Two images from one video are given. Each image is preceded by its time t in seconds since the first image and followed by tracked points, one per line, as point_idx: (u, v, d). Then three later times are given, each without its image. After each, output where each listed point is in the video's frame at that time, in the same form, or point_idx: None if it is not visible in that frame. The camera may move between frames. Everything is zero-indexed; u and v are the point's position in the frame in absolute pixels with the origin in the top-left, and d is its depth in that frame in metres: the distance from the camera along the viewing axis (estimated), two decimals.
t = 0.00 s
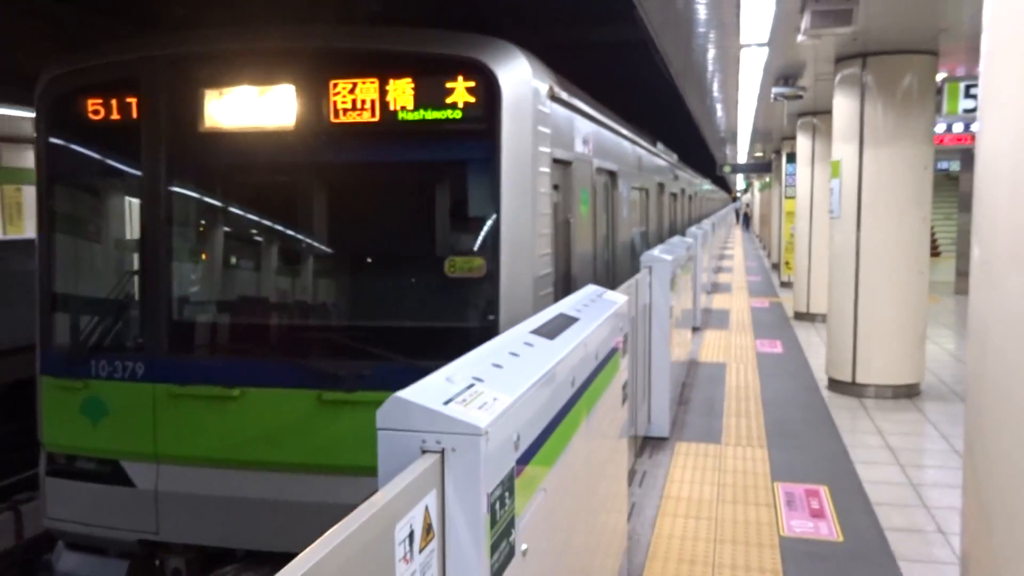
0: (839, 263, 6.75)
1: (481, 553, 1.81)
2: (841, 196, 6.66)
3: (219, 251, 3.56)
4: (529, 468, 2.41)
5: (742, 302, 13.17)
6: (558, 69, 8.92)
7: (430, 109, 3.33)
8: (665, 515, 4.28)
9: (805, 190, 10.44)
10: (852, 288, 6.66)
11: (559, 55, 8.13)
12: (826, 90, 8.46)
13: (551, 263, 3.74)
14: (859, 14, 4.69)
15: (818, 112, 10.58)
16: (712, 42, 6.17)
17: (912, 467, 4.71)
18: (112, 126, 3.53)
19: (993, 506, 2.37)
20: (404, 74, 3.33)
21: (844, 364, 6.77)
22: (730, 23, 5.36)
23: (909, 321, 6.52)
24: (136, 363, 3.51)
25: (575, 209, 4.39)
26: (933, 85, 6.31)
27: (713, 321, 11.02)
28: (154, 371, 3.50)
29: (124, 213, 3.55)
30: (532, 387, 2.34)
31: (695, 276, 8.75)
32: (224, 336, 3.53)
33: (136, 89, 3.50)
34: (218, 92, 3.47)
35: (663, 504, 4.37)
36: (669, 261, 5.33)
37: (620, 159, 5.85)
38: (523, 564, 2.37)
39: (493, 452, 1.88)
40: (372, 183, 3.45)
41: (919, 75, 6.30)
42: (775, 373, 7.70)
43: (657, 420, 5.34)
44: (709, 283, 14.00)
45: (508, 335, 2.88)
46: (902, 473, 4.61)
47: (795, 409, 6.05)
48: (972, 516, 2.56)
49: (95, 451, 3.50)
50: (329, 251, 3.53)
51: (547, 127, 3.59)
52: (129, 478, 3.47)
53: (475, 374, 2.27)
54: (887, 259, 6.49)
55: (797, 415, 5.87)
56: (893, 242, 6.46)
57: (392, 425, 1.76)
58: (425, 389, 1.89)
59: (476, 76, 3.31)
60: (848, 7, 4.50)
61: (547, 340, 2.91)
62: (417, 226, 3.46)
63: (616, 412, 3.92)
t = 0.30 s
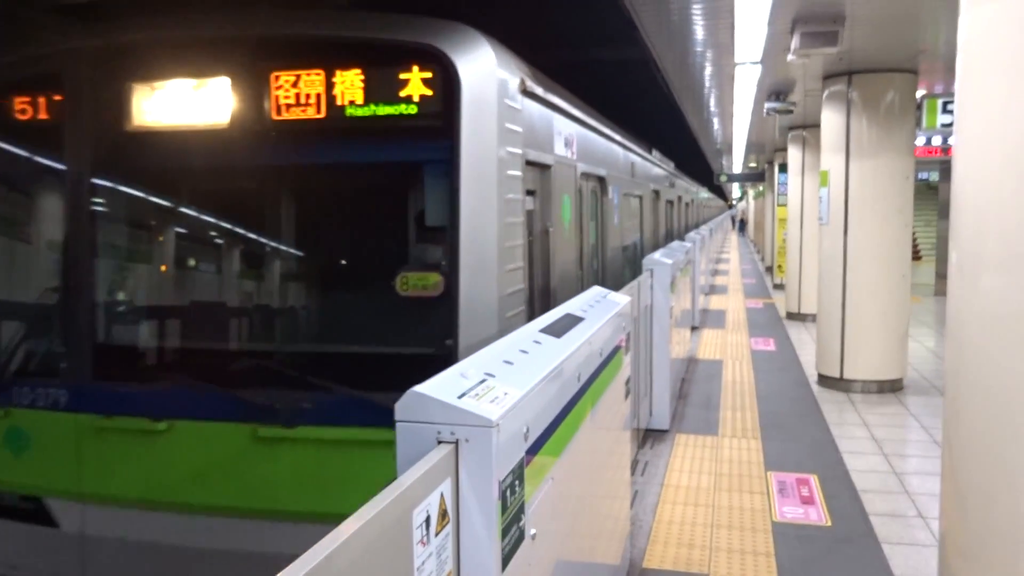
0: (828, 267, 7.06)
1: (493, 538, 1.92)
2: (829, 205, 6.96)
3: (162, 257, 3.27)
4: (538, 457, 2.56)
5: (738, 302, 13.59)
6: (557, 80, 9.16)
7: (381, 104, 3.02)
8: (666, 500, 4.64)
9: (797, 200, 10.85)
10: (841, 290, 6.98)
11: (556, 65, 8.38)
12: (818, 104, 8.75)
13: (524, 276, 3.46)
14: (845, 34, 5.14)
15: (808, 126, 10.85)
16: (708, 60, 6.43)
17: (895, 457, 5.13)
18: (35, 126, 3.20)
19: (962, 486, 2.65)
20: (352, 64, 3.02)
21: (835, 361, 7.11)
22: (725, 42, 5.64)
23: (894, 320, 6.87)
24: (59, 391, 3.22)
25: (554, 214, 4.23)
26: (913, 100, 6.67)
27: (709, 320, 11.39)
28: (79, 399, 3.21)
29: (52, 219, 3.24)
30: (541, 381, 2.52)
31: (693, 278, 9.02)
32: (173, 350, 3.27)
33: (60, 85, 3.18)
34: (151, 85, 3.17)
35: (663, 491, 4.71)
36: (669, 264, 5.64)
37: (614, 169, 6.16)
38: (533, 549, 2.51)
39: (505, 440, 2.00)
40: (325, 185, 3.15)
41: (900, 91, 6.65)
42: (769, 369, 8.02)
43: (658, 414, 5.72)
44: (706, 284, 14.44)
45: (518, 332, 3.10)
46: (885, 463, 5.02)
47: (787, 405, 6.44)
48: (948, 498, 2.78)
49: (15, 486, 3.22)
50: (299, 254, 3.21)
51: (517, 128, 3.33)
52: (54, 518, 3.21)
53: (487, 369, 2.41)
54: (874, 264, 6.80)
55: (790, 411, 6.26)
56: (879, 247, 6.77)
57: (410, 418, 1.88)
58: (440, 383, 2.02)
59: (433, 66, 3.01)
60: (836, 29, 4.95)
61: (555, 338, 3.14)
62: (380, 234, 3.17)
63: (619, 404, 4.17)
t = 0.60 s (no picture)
0: (833, 264, 7.10)
1: (501, 532, 1.98)
2: (834, 203, 7.00)
3: (51, 265, 2.49)
4: (546, 452, 2.63)
5: (744, 299, 13.66)
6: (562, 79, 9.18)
7: (276, 73, 2.28)
8: (673, 493, 4.70)
9: (802, 197, 10.90)
10: (846, 288, 7.02)
11: (561, 64, 8.40)
12: (824, 103, 8.76)
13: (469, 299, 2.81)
14: (849, 34, 5.21)
15: (814, 124, 10.92)
16: (714, 60, 6.46)
17: (900, 451, 5.18)
18: None
19: (965, 479, 2.70)
20: (240, 20, 2.28)
21: (840, 357, 7.16)
22: (730, 41, 5.68)
23: (899, 316, 6.91)
24: None
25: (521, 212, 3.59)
26: (917, 99, 6.71)
27: (716, 317, 11.45)
28: None
29: None
30: (548, 377, 2.59)
31: (699, 275, 9.09)
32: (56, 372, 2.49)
33: None
34: None
35: (670, 486, 4.76)
36: (675, 261, 5.69)
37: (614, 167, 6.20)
38: (541, 542, 2.58)
39: (513, 435, 2.06)
40: (225, 176, 2.39)
41: (905, 89, 6.69)
42: (774, 365, 8.05)
43: (665, 409, 5.78)
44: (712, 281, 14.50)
45: (525, 330, 3.16)
46: (890, 457, 5.08)
47: (792, 400, 6.50)
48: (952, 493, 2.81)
49: None
50: (234, 248, 2.42)
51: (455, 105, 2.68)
52: None
53: (495, 365, 2.47)
54: (879, 262, 6.84)
55: (795, 406, 6.32)
56: (884, 244, 6.80)
57: (421, 413, 1.96)
58: (449, 379, 2.09)
59: (342, 24, 2.27)
60: (841, 28, 5.02)
61: (562, 335, 3.20)
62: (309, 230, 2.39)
63: (626, 400, 4.22)
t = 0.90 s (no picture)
0: (839, 266, 7.08)
1: (502, 531, 1.98)
2: (840, 205, 6.98)
3: None
4: (548, 452, 2.63)
5: (749, 300, 13.67)
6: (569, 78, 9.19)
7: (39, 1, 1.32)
8: (676, 495, 4.70)
9: (809, 199, 10.89)
10: (851, 290, 7.00)
11: (568, 64, 8.40)
12: (832, 104, 8.74)
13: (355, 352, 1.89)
14: (857, 35, 5.19)
15: (820, 126, 10.91)
16: (722, 61, 6.45)
17: (904, 454, 5.17)
18: None
19: (969, 485, 2.68)
20: None
21: (845, 359, 7.15)
22: (738, 42, 5.67)
23: (905, 319, 6.88)
24: None
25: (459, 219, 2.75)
26: (925, 101, 6.69)
27: (720, 319, 11.45)
28: None
29: None
30: (551, 377, 2.59)
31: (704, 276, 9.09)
32: None
33: None
34: None
35: (673, 487, 4.76)
36: (680, 263, 5.67)
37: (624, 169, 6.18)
38: (543, 542, 2.58)
39: (514, 435, 2.06)
40: None
41: (913, 91, 6.66)
42: (779, 367, 8.02)
43: (668, 410, 5.78)
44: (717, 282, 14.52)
45: (529, 330, 3.16)
46: (894, 460, 5.07)
47: (796, 402, 6.49)
48: (956, 498, 2.80)
49: None
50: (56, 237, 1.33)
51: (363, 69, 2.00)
52: None
53: (497, 365, 2.47)
54: (885, 264, 6.81)
55: (799, 408, 6.31)
56: (891, 247, 6.78)
57: (423, 412, 1.96)
58: (451, 379, 2.09)
59: None
60: (850, 30, 5.00)
61: (565, 335, 3.20)
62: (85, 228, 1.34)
63: (629, 401, 4.20)
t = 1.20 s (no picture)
0: (843, 266, 7.06)
1: (506, 532, 1.99)
2: (844, 205, 6.96)
3: None
4: (552, 453, 2.63)
5: (753, 300, 13.67)
6: (573, 79, 9.19)
7: None
8: (680, 495, 4.69)
9: (813, 199, 10.88)
10: (856, 290, 6.98)
11: (571, 65, 8.41)
12: (836, 104, 8.73)
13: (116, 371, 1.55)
14: (860, 35, 5.18)
15: (825, 126, 10.89)
16: (725, 61, 6.44)
17: (909, 455, 5.16)
18: None
19: (975, 485, 2.67)
20: None
21: (850, 360, 7.14)
22: (741, 42, 5.66)
23: (910, 319, 6.86)
24: None
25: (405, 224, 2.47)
26: (929, 100, 6.67)
27: (725, 319, 11.45)
28: None
29: None
30: (554, 379, 2.59)
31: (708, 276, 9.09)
32: None
33: None
34: None
35: (677, 488, 4.76)
36: (684, 263, 5.66)
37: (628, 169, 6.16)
38: (547, 543, 2.57)
39: (518, 436, 2.06)
40: None
41: (917, 90, 6.65)
42: (784, 368, 8.00)
43: (673, 411, 5.78)
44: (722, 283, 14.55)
45: (533, 331, 3.16)
46: (900, 460, 5.05)
47: (801, 403, 6.48)
48: (961, 498, 2.79)
49: None
50: None
51: (305, 51, 1.93)
52: None
53: (501, 366, 2.48)
54: (891, 265, 6.79)
55: (804, 408, 6.30)
56: (896, 248, 6.76)
57: (427, 413, 1.96)
58: (455, 380, 2.09)
59: None
60: (853, 30, 4.99)
61: (569, 336, 3.20)
62: None
63: (633, 402, 4.19)
